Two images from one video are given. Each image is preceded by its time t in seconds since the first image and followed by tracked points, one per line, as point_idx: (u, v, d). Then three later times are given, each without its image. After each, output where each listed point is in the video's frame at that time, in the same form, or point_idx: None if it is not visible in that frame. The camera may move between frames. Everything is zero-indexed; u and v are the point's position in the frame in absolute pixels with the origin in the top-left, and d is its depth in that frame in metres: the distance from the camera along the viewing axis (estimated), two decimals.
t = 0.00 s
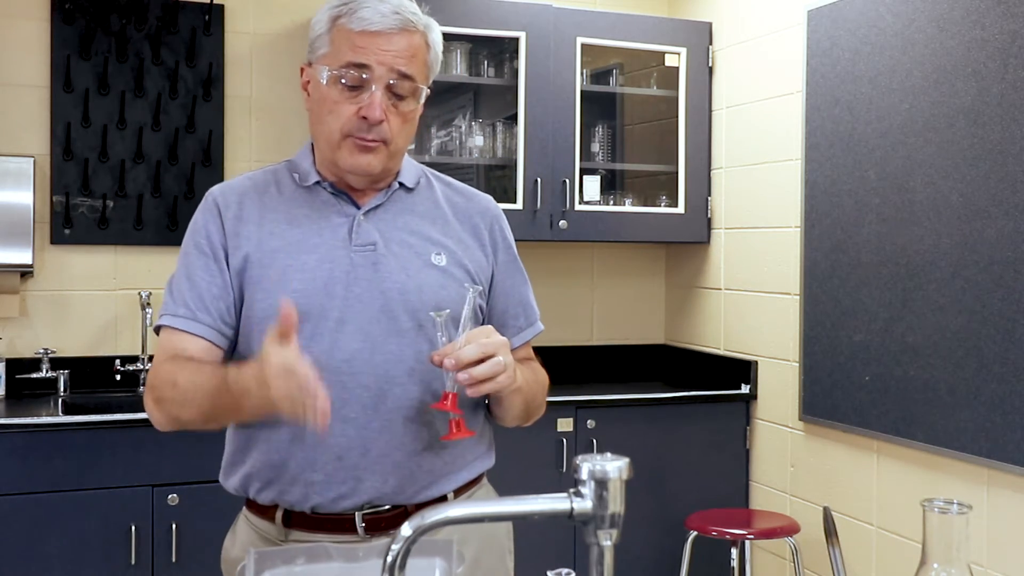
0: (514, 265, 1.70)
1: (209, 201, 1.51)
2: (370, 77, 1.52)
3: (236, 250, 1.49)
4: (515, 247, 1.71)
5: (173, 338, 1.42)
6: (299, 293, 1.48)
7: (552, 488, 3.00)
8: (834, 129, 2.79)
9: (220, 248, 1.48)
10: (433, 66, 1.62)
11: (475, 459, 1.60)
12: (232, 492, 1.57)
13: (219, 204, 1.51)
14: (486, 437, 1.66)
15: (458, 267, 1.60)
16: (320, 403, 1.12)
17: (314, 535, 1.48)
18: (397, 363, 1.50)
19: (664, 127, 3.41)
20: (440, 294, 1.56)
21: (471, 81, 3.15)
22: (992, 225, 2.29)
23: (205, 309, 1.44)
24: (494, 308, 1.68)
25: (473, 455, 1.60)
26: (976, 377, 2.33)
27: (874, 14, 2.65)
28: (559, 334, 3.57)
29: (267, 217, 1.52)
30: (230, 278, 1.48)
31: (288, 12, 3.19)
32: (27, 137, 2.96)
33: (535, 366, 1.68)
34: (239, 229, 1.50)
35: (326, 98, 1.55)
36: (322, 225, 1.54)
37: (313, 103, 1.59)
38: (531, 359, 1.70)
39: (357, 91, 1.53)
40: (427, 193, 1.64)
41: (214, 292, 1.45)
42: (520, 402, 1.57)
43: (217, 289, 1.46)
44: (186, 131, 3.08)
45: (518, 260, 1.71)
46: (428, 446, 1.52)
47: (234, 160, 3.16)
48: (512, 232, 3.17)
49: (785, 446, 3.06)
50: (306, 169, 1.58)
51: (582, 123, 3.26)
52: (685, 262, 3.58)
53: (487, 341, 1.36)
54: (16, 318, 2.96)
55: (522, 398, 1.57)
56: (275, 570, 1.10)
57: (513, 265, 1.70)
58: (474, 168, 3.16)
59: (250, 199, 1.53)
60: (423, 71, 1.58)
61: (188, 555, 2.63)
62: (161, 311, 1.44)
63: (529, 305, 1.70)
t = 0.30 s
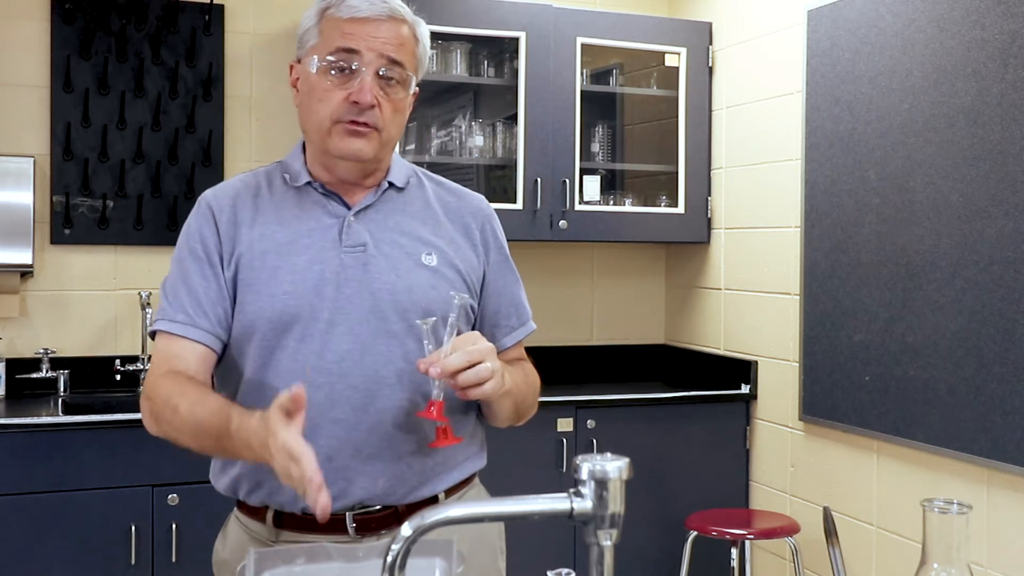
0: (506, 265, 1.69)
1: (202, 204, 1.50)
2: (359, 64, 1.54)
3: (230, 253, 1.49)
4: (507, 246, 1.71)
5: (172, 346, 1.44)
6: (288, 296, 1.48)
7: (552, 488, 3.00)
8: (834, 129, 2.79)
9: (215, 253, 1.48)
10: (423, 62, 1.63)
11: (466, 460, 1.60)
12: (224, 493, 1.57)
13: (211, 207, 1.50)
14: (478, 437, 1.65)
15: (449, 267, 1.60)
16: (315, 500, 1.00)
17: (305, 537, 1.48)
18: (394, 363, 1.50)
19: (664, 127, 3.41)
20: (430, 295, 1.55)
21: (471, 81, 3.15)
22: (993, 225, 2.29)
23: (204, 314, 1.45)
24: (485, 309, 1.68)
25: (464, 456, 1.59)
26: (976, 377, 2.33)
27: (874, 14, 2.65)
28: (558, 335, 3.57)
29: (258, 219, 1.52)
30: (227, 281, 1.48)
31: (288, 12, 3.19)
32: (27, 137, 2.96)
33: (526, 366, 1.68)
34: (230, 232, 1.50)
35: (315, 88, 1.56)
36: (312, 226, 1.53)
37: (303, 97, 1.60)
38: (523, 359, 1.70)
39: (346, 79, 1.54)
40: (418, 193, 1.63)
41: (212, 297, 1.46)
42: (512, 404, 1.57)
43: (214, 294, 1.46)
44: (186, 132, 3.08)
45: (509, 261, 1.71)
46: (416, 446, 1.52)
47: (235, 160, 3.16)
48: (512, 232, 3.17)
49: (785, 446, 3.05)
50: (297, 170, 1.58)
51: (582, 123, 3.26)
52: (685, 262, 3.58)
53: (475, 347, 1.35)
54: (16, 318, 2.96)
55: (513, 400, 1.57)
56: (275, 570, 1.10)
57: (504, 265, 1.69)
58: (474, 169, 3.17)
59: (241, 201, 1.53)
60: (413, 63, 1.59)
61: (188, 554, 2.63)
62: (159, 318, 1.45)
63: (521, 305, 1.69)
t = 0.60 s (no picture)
0: (499, 263, 1.69)
1: (204, 199, 1.51)
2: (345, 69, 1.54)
3: (234, 243, 1.49)
4: (500, 244, 1.70)
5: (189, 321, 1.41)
6: (279, 292, 1.48)
7: (552, 488, 3.00)
8: (834, 129, 2.79)
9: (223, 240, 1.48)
10: (411, 63, 1.63)
11: (456, 459, 1.57)
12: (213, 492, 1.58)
13: (212, 201, 1.51)
14: (472, 435, 1.64)
15: (439, 265, 1.59)
16: (408, 453, 1.15)
17: (289, 535, 1.48)
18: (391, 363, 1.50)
19: (664, 127, 3.41)
20: (418, 293, 1.54)
21: (471, 81, 3.16)
22: (993, 225, 2.29)
23: (219, 294, 1.45)
24: (477, 308, 1.68)
25: (453, 455, 1.57)
26: (976, 377, 2.33)
27: (874, 14, 2.65)
28: (558, 334, 3.57)
29: (254, 214, 1.52)
30: (232, 267, 1.48)
31: (288, 13, 3.19)
32: (27, 138, 2.95)
33: (521, 367, 1.67)
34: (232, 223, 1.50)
35: (303, 91, 1.56)
36: (303, 224, 1.53)
37: (291, 100, 1.60)
38: (517, 358, 1.69)
39: (332, 83, 1.55)
40: (409, 192, 1.63)
41: (222, 280, 1.46)
42: (501, 400, 1.56)
43: (224, 277, 1.46)
44: (186, 132, 3.08)
45: (502, 259, 1.70)
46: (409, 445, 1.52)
47: (235, 160, 3.16)
48: (512, 232, 3.17)
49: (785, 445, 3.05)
50: (289, 170, 1.57)
51: (582, 123, 3.26)
52: (685, 262, 3.58)
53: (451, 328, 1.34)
54: (16, 318, 2.96)
55: (502, 397, 1.56)
56: (275, 570, 1.10)
57: (497, 264, 1.69)
58: (474, 169, 3.17)
59: (240, 196, 1.53)
60: (400, 65, 1.59)
61: (188, 554, 2.64)
62: (170, 298, 1.44)
63: (514, 305, 1.69)
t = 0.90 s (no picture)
0: (496, 266, 1.70)
1: (202, 193, 1.51)
2: (355, 78, 1.53)
3: (236, 240, 1.49)
4: (497, 247, 1.71)
5: (195, 320, 1.40)
6: (279, 291, 1.47)
7: (552, 488, 3.00)
8: (834, 129, 2.79)
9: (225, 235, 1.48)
10: (415, 67, 1.62)
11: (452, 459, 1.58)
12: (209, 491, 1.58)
13: (214, 197, 1.50)
14: (466, 435, 1.64)
15: (437, 267, 1.59)
16: (446, 455, 1.14)
17: (284, 535, 1.48)
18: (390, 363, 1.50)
19: (664, 127, 3.40)
20: (417, 294, 1.54)
21: (471, 81, 3.16)
22: (993, 225, 2.29)
23: (225, 292, 1.44)
24: (475, 310, 1.69)
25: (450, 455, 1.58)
26: (977, 377, 2.33)
27: (874, 14, 2.65)
28: (558, 334, 3.56)
29: (254, 211, 1.51)
30: (234, 261, 1.48)
31: (288, 13, 3.19)
32: (27, 138, 2.96)
33: (517, 365, 1.68)
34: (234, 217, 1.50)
35: (311, 98, 1.54)
36: (303, 223, 1.53)
37: (296, 104, 1.59)
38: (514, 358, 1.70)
39: (342, 92, 1.53)
40: (408, 194, 1.63)
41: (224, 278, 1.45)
42: (501, 403, 1.56)
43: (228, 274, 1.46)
44: (186, 132, 3.08)
45: (499, 263, 1.71)
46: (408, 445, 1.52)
47: (235, 160, 3.16)
48: (513, 232, 3.17)
49: (785, 445, 3.05)
50: (288, 169, 1.57)
51: (582, 123, 3.26)
52: (685, 262, 3.58)
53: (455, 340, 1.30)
54: (17, 318, 2.96)
55: (502, 400, 1.56)
56: (275, 570, 1.09)
57: (494, 267, 1.69)
58: (474, 169, 3.17)
59: (240, 193, 1.52)
60: (406, 71, 1.58)
61: (188, 554, 2.63)
62: (176, 297, 1.42)
63: (510, 308, 1.70)
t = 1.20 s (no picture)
0: (492, 268, 1.71)
1: (207, 184, 1.50)
2: (357, 83, 1.53)
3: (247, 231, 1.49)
4: (492, 249, 1.72)
5: (222, 297, 1.39)
6: (287, 290, 1.47)
7: (552, 488, 3.00)
8: (834, 129, 2.79)
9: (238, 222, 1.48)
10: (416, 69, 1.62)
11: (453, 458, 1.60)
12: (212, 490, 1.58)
13: (220, 190, 1.50)
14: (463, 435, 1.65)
15: (439, 269, 1.60)
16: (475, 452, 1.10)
17: (290, 535, 1.48)
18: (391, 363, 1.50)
19: (664, 127, 3.40)
20: (422, 295, 1.54)
21: (471, 81, 3.16)
22: (993, 225, 2.29)
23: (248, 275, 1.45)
24: (472, 313, 1.69)
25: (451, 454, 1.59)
26: (976, 377, 2.33)
27: (874, 14, 2.65)
28: (558, 334, 3.56)
29: (260, 207, 1.51)
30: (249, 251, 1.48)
31: (288, 13, 3.19)
32: (27, 138, 2.96)
33: (507, 366, 1.69)
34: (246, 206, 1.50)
35: (312, 102, 1.55)
36: (307, 223, 1.52)
37: (297, 107, 1.58)
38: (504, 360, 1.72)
39: (344, 97, 1.53)
40: (407, 196, 1.63)
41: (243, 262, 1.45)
42: (496, 407, 1.58)
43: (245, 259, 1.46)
44: (186, 131, 3.08)
45: (494, 265, 1.72)
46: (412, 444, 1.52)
47: (234, 161, 3.16)
48: (513, 232, 3.17)
49: (785, 445, 3.05)
50: (288, 169, 1.57)
51: (582, 123, 3.26)
52: (685, 262, 3.59)
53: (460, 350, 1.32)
54: (16, 318, 2.96)
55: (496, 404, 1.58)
56: (275, 570, 1.10)
57: (490, 269, 1.70)
58: (474, 169, 3.17)
59: (243, 190, 1.52)
60: (408, 75, 1.58)
61: (188, 554, 2.63)
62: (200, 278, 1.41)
63: (504, 309, 1.71)
